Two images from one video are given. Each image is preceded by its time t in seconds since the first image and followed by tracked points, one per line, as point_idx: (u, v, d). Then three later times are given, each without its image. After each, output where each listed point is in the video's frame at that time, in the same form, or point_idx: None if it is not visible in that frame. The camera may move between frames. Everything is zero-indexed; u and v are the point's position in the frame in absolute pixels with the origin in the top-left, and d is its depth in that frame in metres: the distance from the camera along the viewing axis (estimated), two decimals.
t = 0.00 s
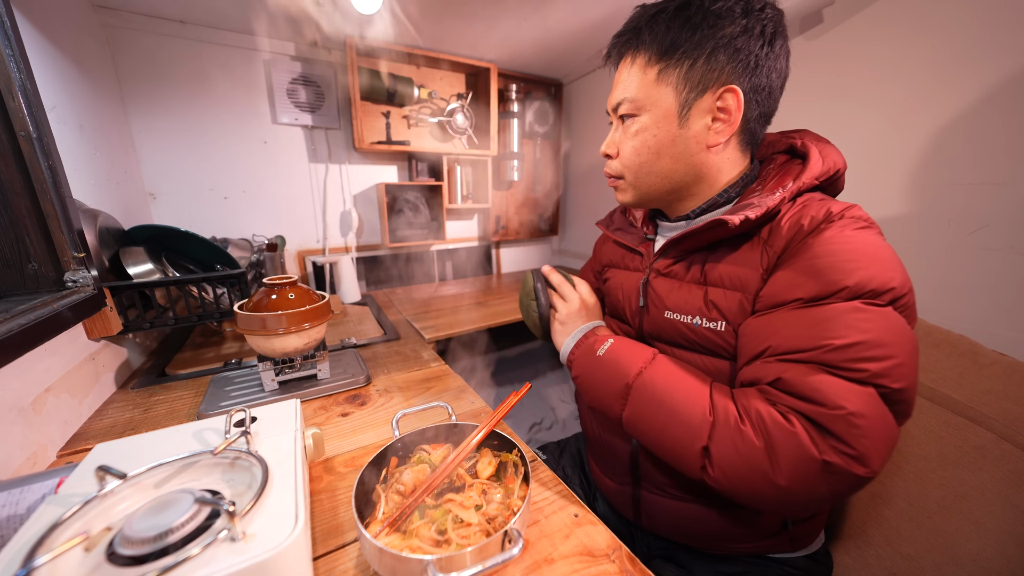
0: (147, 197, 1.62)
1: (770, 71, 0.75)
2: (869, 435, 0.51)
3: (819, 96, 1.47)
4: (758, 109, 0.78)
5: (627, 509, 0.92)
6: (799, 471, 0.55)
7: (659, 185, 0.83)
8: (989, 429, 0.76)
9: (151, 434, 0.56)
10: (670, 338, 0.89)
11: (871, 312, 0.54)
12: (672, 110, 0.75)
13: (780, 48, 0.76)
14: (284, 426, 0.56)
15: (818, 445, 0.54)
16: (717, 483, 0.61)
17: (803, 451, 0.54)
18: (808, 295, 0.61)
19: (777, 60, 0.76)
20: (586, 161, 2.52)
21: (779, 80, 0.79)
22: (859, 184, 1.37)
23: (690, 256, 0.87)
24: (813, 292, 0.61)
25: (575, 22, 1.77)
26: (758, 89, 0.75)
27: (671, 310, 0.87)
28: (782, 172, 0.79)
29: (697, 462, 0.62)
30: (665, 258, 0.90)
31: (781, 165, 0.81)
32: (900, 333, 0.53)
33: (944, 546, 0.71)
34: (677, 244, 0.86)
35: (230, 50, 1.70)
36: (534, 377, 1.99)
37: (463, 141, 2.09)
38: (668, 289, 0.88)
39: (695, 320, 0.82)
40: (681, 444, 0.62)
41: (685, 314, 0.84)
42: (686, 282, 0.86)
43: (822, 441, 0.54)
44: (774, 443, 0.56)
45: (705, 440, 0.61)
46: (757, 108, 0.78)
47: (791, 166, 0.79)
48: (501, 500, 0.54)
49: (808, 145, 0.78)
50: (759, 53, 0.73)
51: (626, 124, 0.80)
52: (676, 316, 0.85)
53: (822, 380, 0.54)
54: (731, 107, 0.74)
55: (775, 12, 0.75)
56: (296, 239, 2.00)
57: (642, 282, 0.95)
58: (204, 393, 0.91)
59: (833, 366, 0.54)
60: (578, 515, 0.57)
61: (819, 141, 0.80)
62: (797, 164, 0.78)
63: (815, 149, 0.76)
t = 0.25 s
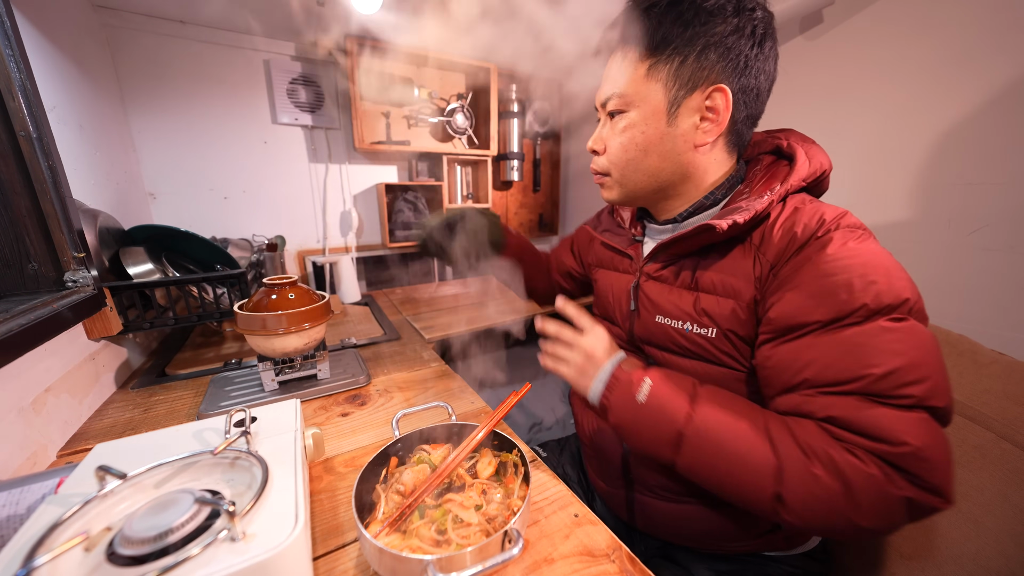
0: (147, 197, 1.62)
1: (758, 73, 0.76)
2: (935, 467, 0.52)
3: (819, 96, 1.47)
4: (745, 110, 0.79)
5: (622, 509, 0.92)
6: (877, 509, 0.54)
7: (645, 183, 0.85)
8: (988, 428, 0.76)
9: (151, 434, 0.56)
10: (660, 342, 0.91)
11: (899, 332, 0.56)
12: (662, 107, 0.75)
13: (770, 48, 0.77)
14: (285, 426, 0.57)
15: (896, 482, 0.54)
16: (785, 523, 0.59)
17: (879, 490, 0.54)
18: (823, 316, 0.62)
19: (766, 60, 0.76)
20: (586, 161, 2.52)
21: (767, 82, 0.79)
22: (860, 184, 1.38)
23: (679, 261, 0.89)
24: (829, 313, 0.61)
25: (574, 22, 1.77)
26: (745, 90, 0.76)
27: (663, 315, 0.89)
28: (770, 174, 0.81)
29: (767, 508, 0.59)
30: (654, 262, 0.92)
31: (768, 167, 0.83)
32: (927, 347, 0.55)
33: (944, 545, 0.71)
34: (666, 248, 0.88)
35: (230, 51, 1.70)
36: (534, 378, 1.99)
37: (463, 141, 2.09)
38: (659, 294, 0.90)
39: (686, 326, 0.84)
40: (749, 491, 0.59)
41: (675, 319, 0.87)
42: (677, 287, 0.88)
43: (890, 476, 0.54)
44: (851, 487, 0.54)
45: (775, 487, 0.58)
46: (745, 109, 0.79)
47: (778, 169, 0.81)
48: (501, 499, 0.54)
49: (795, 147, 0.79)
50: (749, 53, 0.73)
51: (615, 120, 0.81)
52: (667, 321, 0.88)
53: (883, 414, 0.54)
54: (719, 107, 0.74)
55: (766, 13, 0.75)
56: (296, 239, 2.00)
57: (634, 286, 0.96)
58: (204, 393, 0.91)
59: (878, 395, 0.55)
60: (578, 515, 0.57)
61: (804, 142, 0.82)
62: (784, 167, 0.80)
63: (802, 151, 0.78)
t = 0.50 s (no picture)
0: (147, 197, 1.62)
1: (746, 74, 0.76)
2: (963, 463, 0.60)
3: (819, 97, 1.47)
4: (732, 112, 0.79)
5: (616, 513, 0.92)
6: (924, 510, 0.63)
7: (628, 186, 0.85)
8: (988, 427, 0.76)
9: (151, 434, 0.56)
10: (652, 348, 0.91)
11: (912, 342, 0.61)
12: (648, 108, 0.74)
13: (757, 49, 0.76)
14: (285, 426, 0.57)
15: (931, 485, 0.62)
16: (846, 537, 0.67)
17: (922, 498, 0.61)
18: (838, 333, 0.65)
19: (753, 61, 0.76)
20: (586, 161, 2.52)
21: (753, 84, 0.80)
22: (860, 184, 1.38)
23: (673, 266, 0.86)
24: (847, 330, 0.65)
25: (574, 23, 1.77)
26: (732, 93, 0.76)
27: (657, 322, 0.88)
28: (763, 179, 0.82)
29: (825, 530, 0.67)
30: (646, 267, 0.90)
31: (758, 170, 0.85)
32: (932, 348, 0.62)
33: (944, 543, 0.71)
34: (661, 253, 0.84)
35: (230, 51, 1.70)
36: (535, 378, 1.99)
37: (463, 141, 2.09)
38: (653, 300, 0.88)
39: (683, 334, 0.84)
40: (802, 521, 0.67)
41: (671, 327, 0.86)
42: (671, 293, 0.87)
43: (925, 479, 0.62)
44: (896, 499, 0.62)
45: (825, 512, 0.66)
46: (731, 113, 0.79)
47: (770, 173, 0.82)
48: (500, 499, 0.54)
49: (785, 150, 0.80)
50: (738, 54, 0.73)
51: (599, 118, 0.79)
52: (663, 329, 0.87)
53: (912, 424, 0.61)
54: (706, 110, 0.74)
55: (757, 12, 0.75)
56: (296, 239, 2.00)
57: (624, 290, 0.94)
58: (204, 393, 0.91)
59: (903, 406, 0.62)
60: (578, 515, 0.57)
61: (789, 143, 0.83)
62: (775, 171, 0.82)
63: (793, 154, 0.79)
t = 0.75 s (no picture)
0: (147, 197, 1.62)
1: (732, 76, 0.76)
2: (969, 457, 0.61)
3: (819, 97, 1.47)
4: (718, 115, 0.79)
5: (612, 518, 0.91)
6: (938, 511, 0.63)
7: (613, 192, 0.85)
8: (990, 426, 0.76)
9: (150, 435, 0.56)
10: (644, 357, 0.90)
11: (908, 338, 0.63)
12: (633, 112, 0.74)
13: (744, 49, 0.76)
14: (285, 426, 0.57)
15: (941, 484, 0.62)
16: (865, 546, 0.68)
17: (935, 500, 0.62)
18: (835, 336, 0.66)
19: (740, 62, 0.76)
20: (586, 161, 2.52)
21: (739, 85, 0.80)
22: (861, 184, 1.38)
23: (660, 274, 0.85)
24: (844, 332, 0.65)
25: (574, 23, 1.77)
26: (719, 95, 0.76)
27: (647, 332, 0.87)
28: (748, 179, 0.82)
29: (845, 544, 0.67)
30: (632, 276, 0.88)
31: (743, 170, 0.85)
32: (928, 344, 0.63)
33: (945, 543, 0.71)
34: (648, 261, 0.83)
35: (230, 51, 1.70)
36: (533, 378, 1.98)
37: (463, 141, 2.09)
38: (642, 310, 0.87)
39: (676, 343, 0.84)
40: (820, 538, 0.67)
41: (663, 336, 0.85)
42: (660, 302, 0.86)
43: (934, 479, 0.62)
44: (910, 505, 0.63)
45: (840, 527, 0.66)
46: (717, 116, 0.79)
47: (755, 173, 0.82)
48: (500, 499, 0.54)
49: (769, 148, 0.80)
50: (725, 54, 0.73)
51: (581, 120, 0.79)
52: (654, 338, 0.86)
53: (916, 424, 0.61)
54: (693, 113, 0.75)
55: (744, 11, 0.74)
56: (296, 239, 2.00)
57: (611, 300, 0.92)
58: (204, 394, 0.91)
59: (905, 405, 0.62)
60: (578, 515, 0.57)
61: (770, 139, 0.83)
62: (760, 170, 0.82)
63: (777, 152, 0.79)
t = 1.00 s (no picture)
0: (147, 197, 1.62)
1: (713, 79, 0.76)
2: (957, 470, 0.60)
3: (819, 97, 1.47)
4: (700, 118, 0.79)
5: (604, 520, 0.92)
6: (924, 523, 0.63)
7: (597, 201, 0.86)
8: (990, 427, 0.76)
9: (150, 434, 0.56)
10: (632, 365, 0.91)
11: (898, 348, 0.62)
12: (612, 122, 0.74)
13: (725, 50, 0.76)
14: (285, 426, 0.57)
15: (928, 496, 0.62)
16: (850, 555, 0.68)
17: (921, 511, 0.62)
18: (822, 346, 0.66)
19: (721, 64, 0.76)
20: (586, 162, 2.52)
21: (722, 87, 0.80)
22: (860, 184, 1.38)
23: (645, 282, 0.86)
24: (830, 342, 0.65)
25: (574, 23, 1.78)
26: (700, 100, 0.76)
27: (634, 340, 0.87)
28: (735, 182, 0.82)
29: (829, 554, 0.67)
30: (618, 284, 0.89)
31: (730, 172, 0.84)
32: (919, 353, 0.62)
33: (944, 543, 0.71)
34: (632, 269, 0.84)
35: (230, 50, 1.70)
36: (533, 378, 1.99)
37: (463, 141, 2.09)
38: (628, 318, 0.88)
39: (662, 352, 0.84)
40: (805, 548, 0.67)
41: (649, 344, 0.86)
42: (646, 310, 0.87)
43: (920, 491, 0.62)
44: (895, 516, 0.62)
45: (823, 535, 0.66)
46: (700, 120, 0.79)
47: (742, 176, 0.82)
48: (501, 499, 0.54)
49: (756, 151, 0.80)
50: (705, 58, 0.72)
51: (562, 131, 0.79)
52: (641, 346, 0.87)
53: (904, 436, 0.61)
54: (675, 121, 0.75)
55: (725, 10, 0.74)
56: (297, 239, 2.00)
57: (598, 307, 0.93)
58: (204, 394, 0.91)
59: (892, 416, 0.62)
60: (578, 515, 0.57)
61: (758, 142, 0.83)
62: (746, 174, 0.82)
63: (764, 156, 0.79)
